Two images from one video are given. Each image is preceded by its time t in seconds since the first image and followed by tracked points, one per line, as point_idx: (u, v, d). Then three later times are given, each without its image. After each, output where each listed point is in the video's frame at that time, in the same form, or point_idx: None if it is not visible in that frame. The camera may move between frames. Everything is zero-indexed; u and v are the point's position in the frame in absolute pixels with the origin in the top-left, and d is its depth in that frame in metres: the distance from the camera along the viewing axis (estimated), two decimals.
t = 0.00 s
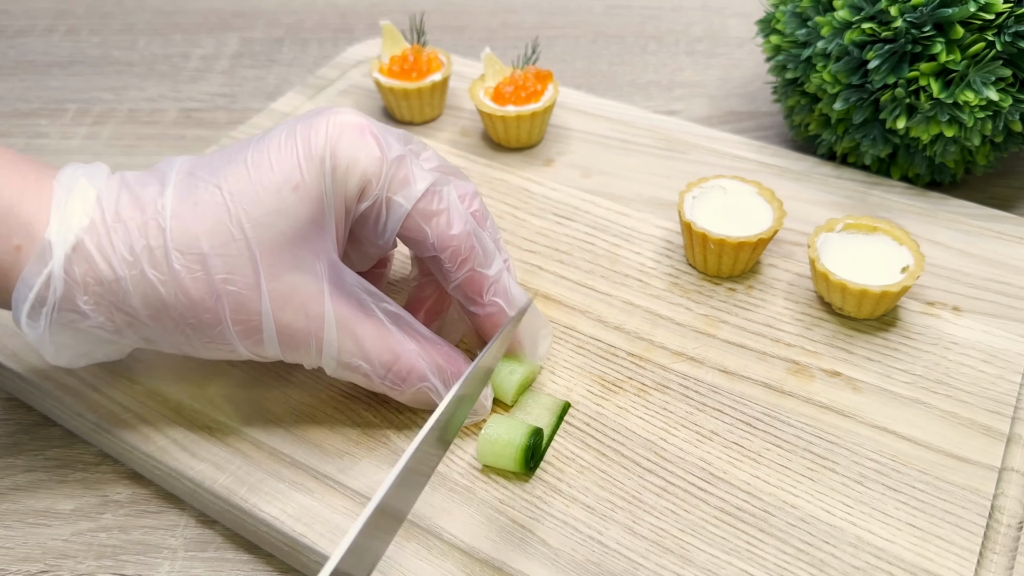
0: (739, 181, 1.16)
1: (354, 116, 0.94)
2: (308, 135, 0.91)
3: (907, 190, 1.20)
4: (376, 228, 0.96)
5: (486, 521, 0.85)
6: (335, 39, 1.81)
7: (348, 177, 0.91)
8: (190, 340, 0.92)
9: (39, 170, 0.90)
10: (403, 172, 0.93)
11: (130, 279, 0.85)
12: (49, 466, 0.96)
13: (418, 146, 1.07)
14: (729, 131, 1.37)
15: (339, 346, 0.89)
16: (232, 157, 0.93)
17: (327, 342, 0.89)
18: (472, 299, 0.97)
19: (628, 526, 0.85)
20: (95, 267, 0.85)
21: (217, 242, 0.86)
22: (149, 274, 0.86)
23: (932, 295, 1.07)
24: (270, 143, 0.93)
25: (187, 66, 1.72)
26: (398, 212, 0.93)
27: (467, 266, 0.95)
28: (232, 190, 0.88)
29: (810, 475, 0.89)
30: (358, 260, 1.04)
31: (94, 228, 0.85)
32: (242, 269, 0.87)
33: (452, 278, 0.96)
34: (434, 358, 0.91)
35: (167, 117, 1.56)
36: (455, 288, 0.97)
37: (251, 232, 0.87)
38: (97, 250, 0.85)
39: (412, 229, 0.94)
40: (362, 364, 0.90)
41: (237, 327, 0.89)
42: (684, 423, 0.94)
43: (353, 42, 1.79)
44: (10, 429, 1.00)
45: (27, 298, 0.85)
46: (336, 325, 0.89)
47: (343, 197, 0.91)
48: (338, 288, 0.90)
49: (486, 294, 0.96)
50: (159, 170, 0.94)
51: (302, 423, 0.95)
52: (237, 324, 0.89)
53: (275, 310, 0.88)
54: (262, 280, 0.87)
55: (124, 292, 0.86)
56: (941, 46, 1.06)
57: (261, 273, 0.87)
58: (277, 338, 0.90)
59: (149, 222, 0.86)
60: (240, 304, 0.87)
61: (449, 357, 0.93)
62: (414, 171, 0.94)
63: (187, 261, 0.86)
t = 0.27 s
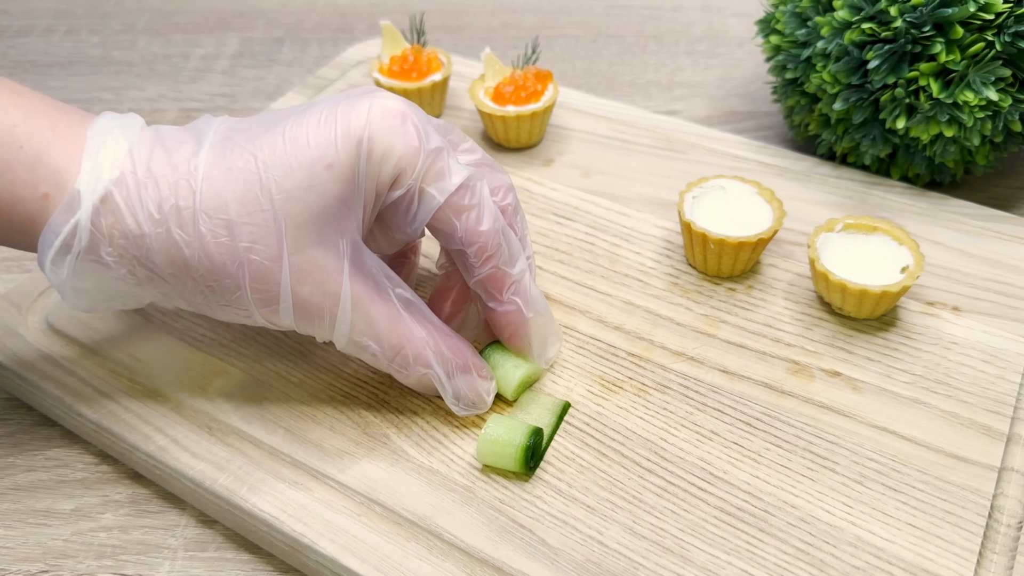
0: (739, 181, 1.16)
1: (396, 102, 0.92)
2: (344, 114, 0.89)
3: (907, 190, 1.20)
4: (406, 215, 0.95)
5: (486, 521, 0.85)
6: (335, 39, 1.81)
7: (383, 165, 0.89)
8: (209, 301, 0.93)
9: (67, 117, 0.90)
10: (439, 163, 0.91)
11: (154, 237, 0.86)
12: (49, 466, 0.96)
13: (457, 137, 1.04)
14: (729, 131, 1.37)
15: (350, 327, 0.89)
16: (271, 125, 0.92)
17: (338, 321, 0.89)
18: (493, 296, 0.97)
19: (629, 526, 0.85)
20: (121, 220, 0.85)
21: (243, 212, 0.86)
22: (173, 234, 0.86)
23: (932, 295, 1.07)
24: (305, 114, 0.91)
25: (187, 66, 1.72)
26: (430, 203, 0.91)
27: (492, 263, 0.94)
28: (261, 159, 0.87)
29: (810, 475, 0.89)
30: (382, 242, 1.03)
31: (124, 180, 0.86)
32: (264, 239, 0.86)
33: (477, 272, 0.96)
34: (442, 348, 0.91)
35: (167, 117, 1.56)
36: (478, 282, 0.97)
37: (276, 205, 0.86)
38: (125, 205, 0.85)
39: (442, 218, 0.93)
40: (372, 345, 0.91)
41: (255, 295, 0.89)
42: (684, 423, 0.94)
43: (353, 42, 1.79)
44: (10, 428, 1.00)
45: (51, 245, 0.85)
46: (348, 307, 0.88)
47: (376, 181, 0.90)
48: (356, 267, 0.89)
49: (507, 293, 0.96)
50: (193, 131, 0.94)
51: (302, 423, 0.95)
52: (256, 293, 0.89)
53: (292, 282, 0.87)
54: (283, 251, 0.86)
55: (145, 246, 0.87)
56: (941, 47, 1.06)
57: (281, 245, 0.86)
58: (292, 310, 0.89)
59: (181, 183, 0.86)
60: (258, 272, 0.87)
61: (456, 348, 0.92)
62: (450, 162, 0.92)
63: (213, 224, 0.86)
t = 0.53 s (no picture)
0: (739, 182, 1.16)
1: (413, 120, 0.88)
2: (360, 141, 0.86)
3: (907, 190, 1.20)
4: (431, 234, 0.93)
5: (485, 521, 0.85)
6: (335, 39, 1.81)
7: (408, 192, 0.86)
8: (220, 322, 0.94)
9: (88, 135, 0.91)
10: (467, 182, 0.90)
11: (170, 261, 0.88)
12: (49, 466, 0.95)
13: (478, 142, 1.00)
14: (729, 131, 1.37)
15: (360, 363, 0.89)
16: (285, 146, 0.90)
17: (348, 357, 0.89)
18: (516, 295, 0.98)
19: (629, 526, 0.85)
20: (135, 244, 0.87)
21: (256, 247, 0.87)
22: (188, 264, 0.88)
23: (932, 295, 1.07)
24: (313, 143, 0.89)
25: (186, 66, 1.72)
26: (459, 223, 0.91)
27: (520, 267, 0.95)
28: (274, 192, 0.87)
29: (810, 475, 0.89)
30: (404, 256, 1.01)
31: (138, 207, 0.87)
32: (277, 277, 0.86)
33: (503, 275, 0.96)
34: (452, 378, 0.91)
35: (167, 117, 1.56)
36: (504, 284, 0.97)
37: (289, 241, 0.86)
38: (140, 233, 0.87)
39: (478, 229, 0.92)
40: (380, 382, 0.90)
41: (265, 323, 0.90)
42: (684, 423, 0.94)
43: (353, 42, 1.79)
44: (10, 429, 1.00)
45: (69, 268, 0.88)
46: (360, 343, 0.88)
47: (398, 210, 0.88)
48: (371, 302, 0.89)
49: (528, 294, 0.98)
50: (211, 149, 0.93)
51: (302, 423, 0.95)
52: (264, 322, 0.89)
53: (304, 320, 0.87)
54: (296, 291, 0.86)
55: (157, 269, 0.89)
56: (941, 47, 1.06)
57: (295, 285, 0.86)
58: (303, 345, 0.90)
59: (195, 215, 0.87)
60: (271, 307, 0.88)
61: (469, 366, 0.93)
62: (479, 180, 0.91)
63: (224, 259, 0.86)
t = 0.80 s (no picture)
0: (739, 182, 1.16)
1: (414, 40, 0.85)
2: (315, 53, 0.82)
3: (906, 190, 1.20)
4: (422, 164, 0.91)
5: (486, 521, 0.85)
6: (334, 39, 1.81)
7: (373, 89, 0.84)
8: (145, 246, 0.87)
9: None
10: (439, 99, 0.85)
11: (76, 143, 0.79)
12: (50, 466, 0.95)
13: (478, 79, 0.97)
14: (729, 131, 1.37)
15: (296, 293, 0.81)
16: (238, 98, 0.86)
17: (283, 290, 0.81)
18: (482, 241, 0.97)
19: (629, 526, 0.85)
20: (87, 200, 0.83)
21: (190, 185, 0.79)
22: (128, 215, 0.82)
23: (932, 295, 1.07)
24: (229, 47, 0.78)
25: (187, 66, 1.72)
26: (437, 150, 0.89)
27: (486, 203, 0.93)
28: (206, 120, 0.79)
29: (810, 475, 0.89)
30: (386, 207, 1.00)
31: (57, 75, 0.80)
32: (216, 217, 0.79)
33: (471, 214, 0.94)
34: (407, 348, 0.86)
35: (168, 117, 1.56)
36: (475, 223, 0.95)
37: (227, 175, 0.80)
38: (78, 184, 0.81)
39: (440, 154, 0.89)
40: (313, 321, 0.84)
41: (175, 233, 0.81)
42: (684, 423, 0.94)
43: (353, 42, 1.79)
44: (11, 429, 1.00)
45: None
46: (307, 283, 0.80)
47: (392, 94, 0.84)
48: (299, 225, 0.83)
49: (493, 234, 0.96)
50: (117, 73, 0.78)
51: (302, 423, 0.95)
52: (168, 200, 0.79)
53: (242, 262, 0.80)
54: (229, 225, 0.79)
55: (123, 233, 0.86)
56: (941, 47, 1.06)
57: (229, 220, 0.79)
58: (245, 287, 0.84)
59: (132, 158, 0.78)
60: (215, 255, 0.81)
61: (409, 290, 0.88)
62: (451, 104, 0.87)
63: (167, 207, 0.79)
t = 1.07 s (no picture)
0: (740, 181, 1.16)
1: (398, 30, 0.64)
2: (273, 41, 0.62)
3: (908, 189, 1.20)
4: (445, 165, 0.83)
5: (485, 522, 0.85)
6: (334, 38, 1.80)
7: (344, 100, 0.65)
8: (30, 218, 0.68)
9: None
10: (428, 110, 0.64)
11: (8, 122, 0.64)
12: (47, 467, 0.95)
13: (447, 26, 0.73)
14: (730, 131, 1.37)
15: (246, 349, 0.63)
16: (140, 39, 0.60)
17: (230, 343, 0.63)
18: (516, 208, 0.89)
19: (629, 528, 0.84)
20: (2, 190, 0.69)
21: (118, 198, 0.62)
22: (53, 225, 0.67)
23: (934, 295, 1.06)
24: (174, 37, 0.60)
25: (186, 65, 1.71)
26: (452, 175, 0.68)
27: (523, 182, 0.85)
28: (135, 121, 0.62)
29: (811, 476, 0.89)
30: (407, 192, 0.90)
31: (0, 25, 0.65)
32: (143, 241, 0.63)
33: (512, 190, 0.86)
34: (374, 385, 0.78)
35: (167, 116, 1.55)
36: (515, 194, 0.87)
37: (160, 192, 0.62)
38: None
39: (428, 188, 0.69)
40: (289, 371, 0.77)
41: (99, 238, 0.64)
42: (685, 423, 0.94)
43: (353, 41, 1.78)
44: (8, 429, 0.99)
45: None
46: (252, 331, 0.62)
47: (381, 110, 0.65)
48: (253, 256, 0.64)
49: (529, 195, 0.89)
50: (38, 53, 0.63)
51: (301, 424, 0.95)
52: (97, 200, 0.63)
53: (177, 296, 0.63)
54: (161, 257, 0.62)
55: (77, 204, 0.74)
56: (943, 45, 1.05)
57: (161, 250, 0.62)
58: (179, 319, 0.66)
59: (57, 162, 0.64)
60: (139, 282, 0.64)
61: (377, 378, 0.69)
62: (444, 121, 0.65)
63: (92, 227, 0.63)
